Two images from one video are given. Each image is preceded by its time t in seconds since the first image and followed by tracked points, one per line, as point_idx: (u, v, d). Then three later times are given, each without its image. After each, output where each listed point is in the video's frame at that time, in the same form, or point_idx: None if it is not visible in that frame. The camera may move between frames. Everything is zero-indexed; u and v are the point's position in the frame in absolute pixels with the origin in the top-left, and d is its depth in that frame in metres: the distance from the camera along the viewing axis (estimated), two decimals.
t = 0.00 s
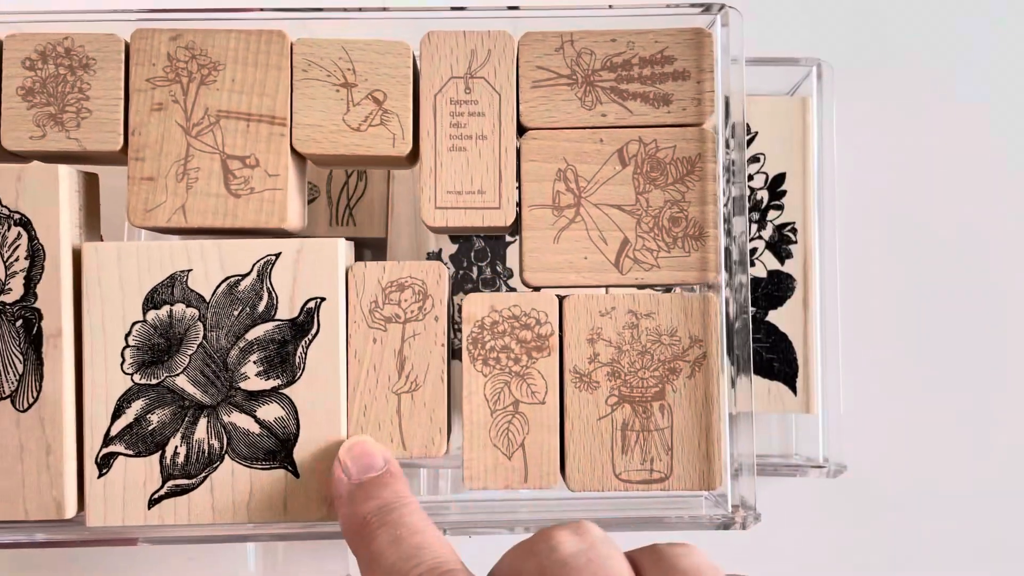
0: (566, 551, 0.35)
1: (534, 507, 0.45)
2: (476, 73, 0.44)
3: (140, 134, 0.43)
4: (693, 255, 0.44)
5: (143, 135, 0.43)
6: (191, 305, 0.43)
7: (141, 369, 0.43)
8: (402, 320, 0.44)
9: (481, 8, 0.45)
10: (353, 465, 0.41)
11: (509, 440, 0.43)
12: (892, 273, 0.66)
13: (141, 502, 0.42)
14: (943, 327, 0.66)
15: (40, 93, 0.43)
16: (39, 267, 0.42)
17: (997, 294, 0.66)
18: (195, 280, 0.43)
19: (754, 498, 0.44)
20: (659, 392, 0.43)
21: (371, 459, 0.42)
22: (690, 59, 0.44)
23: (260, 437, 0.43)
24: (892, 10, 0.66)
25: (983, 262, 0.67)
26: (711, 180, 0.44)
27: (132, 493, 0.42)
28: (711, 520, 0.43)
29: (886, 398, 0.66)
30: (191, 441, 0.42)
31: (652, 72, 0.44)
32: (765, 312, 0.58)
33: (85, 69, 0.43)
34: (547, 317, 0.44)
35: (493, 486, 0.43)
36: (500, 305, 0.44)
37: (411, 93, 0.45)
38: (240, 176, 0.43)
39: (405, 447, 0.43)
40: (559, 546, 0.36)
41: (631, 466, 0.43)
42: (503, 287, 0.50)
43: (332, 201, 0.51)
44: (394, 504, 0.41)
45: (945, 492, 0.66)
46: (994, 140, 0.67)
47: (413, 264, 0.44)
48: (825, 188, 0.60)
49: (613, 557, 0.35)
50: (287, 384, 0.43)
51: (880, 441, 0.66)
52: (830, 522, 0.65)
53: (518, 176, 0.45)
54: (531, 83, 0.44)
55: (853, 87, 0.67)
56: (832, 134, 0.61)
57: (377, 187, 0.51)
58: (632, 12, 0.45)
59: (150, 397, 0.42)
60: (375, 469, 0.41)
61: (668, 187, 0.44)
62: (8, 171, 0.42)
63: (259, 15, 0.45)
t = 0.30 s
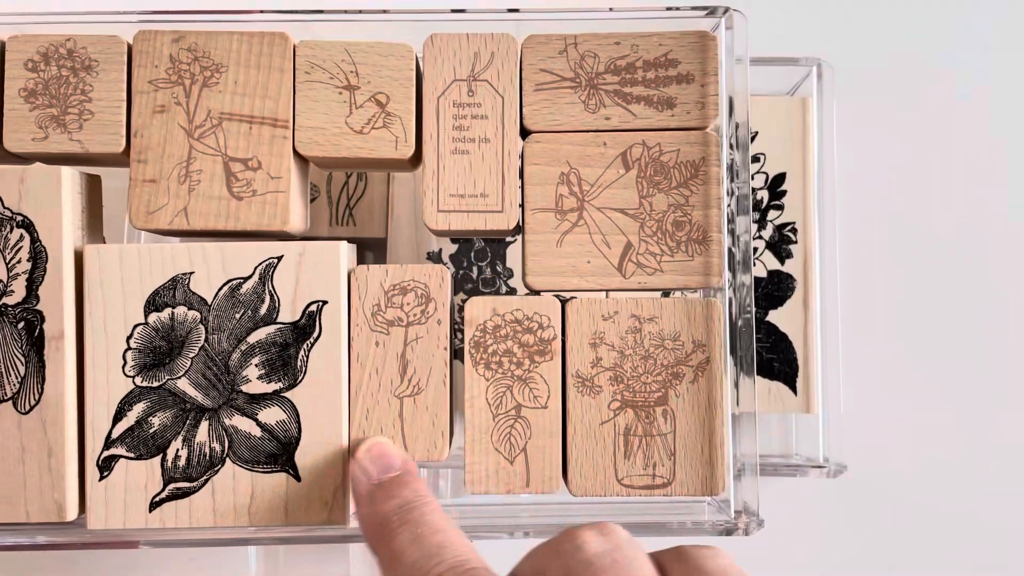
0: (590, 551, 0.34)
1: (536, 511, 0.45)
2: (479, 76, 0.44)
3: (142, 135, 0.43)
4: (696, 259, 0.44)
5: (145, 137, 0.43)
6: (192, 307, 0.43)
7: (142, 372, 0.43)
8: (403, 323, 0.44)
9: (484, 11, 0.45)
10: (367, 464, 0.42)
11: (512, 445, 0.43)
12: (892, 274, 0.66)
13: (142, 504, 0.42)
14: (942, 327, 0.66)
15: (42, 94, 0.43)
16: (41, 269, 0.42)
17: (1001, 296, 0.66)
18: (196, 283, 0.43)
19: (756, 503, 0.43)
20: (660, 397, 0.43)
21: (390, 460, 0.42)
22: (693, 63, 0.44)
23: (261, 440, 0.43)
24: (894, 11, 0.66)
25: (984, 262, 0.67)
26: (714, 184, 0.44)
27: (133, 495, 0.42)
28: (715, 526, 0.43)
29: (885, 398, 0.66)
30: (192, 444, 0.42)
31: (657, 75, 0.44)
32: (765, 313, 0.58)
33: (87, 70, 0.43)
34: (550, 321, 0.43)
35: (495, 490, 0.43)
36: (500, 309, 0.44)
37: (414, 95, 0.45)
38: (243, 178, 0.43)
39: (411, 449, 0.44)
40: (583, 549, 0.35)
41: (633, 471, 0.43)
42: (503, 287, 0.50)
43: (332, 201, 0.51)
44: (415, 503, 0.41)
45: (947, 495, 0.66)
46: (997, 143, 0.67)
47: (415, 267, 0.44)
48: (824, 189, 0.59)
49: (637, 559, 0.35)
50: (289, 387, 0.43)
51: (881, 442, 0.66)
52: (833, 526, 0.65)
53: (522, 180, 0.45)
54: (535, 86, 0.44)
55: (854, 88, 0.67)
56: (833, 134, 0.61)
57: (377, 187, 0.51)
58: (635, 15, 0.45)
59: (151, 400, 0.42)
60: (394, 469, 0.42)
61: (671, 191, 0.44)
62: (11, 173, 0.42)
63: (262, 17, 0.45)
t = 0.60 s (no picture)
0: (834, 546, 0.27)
1: (526, 510, 0.44)
2: (465, 70, 0.44)
3: (125, 132, 0.43)
4: (684, 254, 0.44)
5: (128, 133, 0.43)
6: (175, 305, 0.43)
7: (125, 370, 0.42)
8: (389, 320, 0.44)
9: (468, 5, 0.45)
10: (576, 429, 0.32)
11: (501, 444, 0.43)
12: (894, 275, 0.66)
13: (126, 503, 0.42)
14: (943, 328, 0.66)
15: (25, 91, 0.43)
16: (23, 267, 0.42)
17: (1001, 296, 0.66)
18: (179, 280, 0.43)
19: (747, 502, 0.43)
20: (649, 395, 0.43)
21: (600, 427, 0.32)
22: (680, 56, 0.44)
23: (245, 439, 0.42)
24: (886, 9, 0.66)
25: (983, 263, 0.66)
26: (702, 178, 0.44)
27: (116, 494, 0.42)
28: (705, 525, 0.43)
29: (886, 399, 0.66)
30: (175, 442, 0.42)
31: (643, 69, 0.44)
32: (765, 312, 0.58)
33: (70, 66, 0.43)
34: (537, 319, 0.43)
35: (486, 490, 0.43)
36: (486, 308, 0.44)
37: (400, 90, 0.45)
38: (226, 174, 0.43)
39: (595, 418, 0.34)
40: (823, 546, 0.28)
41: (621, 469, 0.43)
42: (503, 287, 0.50)
43: (332, 201, 0.51)
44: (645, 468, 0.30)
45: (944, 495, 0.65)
46: (993, 141, 0.66)
47: (398, 263, 0.44)
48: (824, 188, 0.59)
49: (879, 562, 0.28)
50: (272, 385, 0.43)
51: (880, 442, 0.66)
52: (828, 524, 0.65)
53: (509, 175, 0.45)
54: (521, 80, 0.44)
55: (853, 88, 0.67)
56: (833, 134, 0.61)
57: (377, 190, 0.51)
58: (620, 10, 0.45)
59: (134, 398, 0.42)
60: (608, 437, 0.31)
61: (659, 185, 0.44)
62: None
63: (247, 12, 0.45)
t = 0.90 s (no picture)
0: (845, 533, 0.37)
1: (526, 509, 0.44)
2: (465, 71, 0.44)
3: (128, 132, 0.43)
4: (683, 254, 0.44)
5: (130, 133, 0.43)
6: (177, 304, 0.43)
7: (127, 369, 0.43)
8: (389, 319, 0.44)
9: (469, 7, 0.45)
10: (684, 424, 0.41)
11: (502, 443, 0.43)
12: (894, 276, 0.66)
13: (128, 502, 0.42)
14: (943, 327, 0.66)
15: (27, 91, 0.43)
16: (27, 266, 0.42)
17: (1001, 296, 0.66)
18: (182, 279, 0.43)
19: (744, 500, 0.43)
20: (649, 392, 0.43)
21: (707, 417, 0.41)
22: (680, 58, 0.44)
23: (246, 437, 0.42)
24: (886, 12, 0.66)
25: (984, 264, 0.66)
26: (702, 179, 0.44)
27: (118, 493, 0.42)
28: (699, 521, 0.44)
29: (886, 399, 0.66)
30: (177, 441, 0.42)
31: (643, 70, 0.44)
32: (765, 312, 0.58)
33: (72, 67, 0.43)
34: (537, 318, 0.44)
35: (486, 490, 0.43)
36: (485, 307, 0.44)
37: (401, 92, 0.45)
38: (228, 175, 0.43)
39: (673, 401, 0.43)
40: (940, 530, 0.40)
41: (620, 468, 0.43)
42: (503, 287, 0.50)
43: (332, 201, 0.51)
44: (741, 456, 0.40)
45: (943, 497, 0.65)
46: (992, 143, 0.67)
47: (400, 262, 0.44)
48: (828, 188, 0.58)
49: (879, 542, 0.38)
50: (274, 384, 0.43)
51: (880, 440, 0.66)
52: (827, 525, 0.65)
53: (509, 176, 0.45)
54: (521, 82, 0.44)
55: (855, 90, 0.67)
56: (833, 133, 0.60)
57: (377, 188, 0.51)
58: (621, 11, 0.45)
59: (136, 397, 0.42)
60: (714, 425, 0.41)
61: (659, 186, 0.44)
62: None
63: (249, 13, 0.45)
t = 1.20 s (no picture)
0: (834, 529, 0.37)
1: (519, 509, 0.45)
2: (459, 71, 0.44)
3: (123, 132, 0.43)
4: (678, 253, 0.44)
5: (127, 134, 0.43)
6: (171, 303, 0.43)
7: (121, 368, 0.43)
8: (382, 318, 0.44)
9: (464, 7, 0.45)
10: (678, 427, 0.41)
11: (496, 443, 0.43)
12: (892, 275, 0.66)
13: (122, 502, 0.42)
14: (943, 327, 0.66)
15: (26, 93, 0.43)
16: (23, 265, 0.42)
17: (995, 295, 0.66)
18: (176, 279, 0.43)
19: (739, 498, 0.43)
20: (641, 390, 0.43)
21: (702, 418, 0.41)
22: (675, 56, 0.44)
23: (240, 437, 0.43)
24: (882, 11, 0.66)
25: (980, 263, 0.66)
26: (696, 177, 0.44)
27: (112, 493, 0.42)
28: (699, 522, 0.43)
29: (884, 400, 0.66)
30: (171, 441, 0.42)
31: (637, 69, 0.44)
32: (765, 312, 0.58)
33: (70, 69, 0.43)
34: (531, 318, 0.43)
35: (480, 490, 0.43)
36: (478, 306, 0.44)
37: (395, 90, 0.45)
38: (222, 175, 0.43)
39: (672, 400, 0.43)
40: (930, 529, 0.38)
41: (616, 470, 0.43)
42: (502, 287, 0.50)
43: (332, 200, 0.51)
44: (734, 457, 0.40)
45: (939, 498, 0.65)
46: (991, 142, 0.67)
47: (393, 261, 0.44)
48: (828, 189, 0.59)
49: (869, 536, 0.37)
50: (267, 383, 0.43)
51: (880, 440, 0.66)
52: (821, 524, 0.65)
53: (502, 175, 0.45)
54: (515, 81, 0.44)
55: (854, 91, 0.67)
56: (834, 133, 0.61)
57: (378, 189, 0.51)
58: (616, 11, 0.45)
59: (130, 396, 0.43)
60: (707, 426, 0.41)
61: (653, 185, 0.44)
62: None
63: (244, 14, 0.45)
